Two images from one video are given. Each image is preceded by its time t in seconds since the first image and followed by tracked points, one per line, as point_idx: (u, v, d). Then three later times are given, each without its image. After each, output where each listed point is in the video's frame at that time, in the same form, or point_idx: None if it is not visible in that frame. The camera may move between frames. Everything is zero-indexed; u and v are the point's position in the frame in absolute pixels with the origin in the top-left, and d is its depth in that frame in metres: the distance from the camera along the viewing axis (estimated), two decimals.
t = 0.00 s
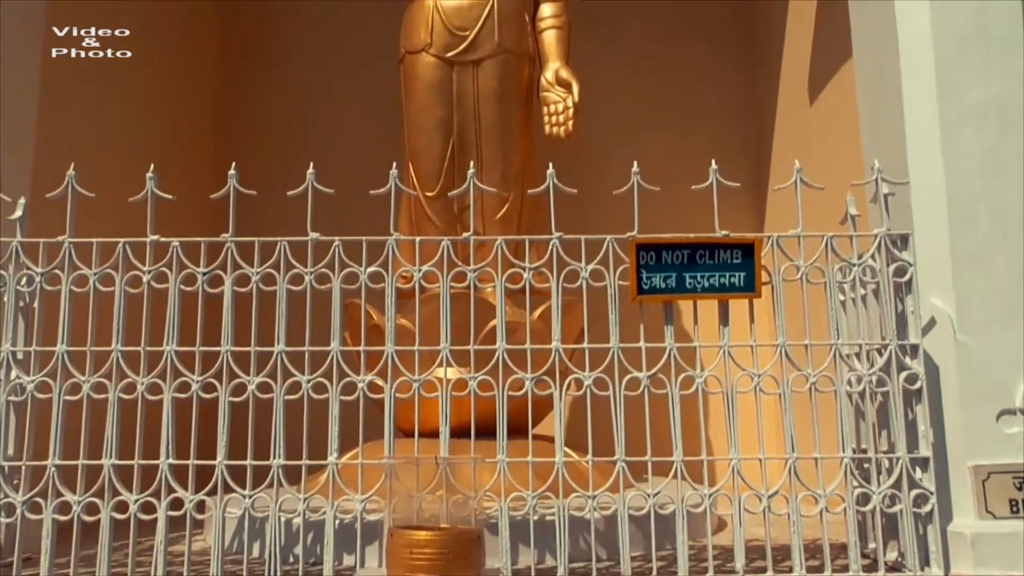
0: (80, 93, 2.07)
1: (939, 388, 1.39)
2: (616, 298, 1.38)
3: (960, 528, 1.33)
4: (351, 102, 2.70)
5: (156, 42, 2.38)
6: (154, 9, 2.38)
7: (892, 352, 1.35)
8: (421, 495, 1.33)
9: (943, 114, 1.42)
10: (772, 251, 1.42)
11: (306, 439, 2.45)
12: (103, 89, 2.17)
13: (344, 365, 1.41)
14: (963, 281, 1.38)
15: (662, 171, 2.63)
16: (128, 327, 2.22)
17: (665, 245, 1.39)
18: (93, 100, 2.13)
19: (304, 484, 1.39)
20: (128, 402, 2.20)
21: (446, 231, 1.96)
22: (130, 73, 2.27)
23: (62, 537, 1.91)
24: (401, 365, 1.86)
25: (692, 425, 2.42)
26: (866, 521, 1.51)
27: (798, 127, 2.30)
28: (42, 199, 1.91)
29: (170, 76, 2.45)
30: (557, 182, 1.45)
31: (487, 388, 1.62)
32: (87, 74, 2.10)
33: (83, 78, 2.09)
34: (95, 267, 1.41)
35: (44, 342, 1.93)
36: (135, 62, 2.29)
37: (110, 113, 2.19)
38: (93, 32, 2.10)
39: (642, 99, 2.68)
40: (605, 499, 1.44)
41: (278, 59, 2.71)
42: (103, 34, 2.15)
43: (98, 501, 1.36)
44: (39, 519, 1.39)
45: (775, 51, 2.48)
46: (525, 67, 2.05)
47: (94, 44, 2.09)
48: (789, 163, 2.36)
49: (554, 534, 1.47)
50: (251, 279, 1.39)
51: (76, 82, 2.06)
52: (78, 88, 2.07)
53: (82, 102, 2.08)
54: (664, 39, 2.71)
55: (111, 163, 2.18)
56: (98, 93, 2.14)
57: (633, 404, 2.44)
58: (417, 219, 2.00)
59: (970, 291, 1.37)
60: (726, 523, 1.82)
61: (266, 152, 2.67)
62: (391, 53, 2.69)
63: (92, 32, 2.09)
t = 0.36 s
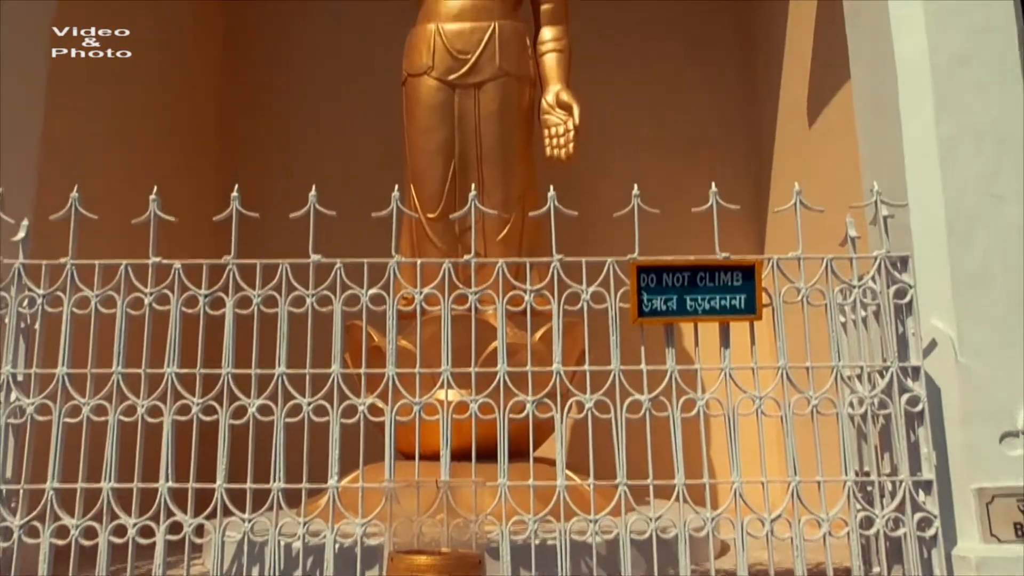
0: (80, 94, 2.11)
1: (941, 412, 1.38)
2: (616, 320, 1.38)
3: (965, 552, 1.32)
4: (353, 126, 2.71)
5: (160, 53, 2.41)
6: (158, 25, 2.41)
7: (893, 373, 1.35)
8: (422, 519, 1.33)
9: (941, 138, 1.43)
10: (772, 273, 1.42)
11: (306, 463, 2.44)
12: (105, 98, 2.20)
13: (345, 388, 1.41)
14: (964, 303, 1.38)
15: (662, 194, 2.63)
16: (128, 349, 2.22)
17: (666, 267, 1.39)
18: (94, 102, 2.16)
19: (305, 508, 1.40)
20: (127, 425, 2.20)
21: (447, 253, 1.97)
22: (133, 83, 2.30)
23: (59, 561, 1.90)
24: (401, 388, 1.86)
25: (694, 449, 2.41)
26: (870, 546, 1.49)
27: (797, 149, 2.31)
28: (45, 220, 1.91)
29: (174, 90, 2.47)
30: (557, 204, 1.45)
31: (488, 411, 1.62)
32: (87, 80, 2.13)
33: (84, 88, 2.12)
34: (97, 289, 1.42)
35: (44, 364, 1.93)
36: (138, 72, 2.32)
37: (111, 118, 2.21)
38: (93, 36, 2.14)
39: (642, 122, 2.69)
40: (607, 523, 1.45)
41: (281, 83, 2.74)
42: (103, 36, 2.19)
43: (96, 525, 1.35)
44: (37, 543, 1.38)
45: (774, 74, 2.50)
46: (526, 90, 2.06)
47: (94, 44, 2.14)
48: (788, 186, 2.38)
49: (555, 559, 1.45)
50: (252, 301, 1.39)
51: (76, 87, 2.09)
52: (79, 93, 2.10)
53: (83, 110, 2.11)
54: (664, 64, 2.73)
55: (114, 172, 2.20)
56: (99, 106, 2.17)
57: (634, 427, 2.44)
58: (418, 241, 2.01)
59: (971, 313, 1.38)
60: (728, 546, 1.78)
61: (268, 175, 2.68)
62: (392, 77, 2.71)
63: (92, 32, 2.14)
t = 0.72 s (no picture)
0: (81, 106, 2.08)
1: (944, 447, 1.37)
2: (616, 353, 1.38)
3: None
4: (354, 160, 2.73)
5: (163, 84, 2.42)
6: (166, 57, 2.43)
7: (894, 407, 1.34)
8: (422, 555, 1.34)
9: (937, 173, 1.44)
10: (771, 307, 1.43)
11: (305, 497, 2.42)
12: (111, 126, 2.19)
13: (344, 423, 1.41)
14: (964, 338, 1.38)
15: (662, 228, 2.64)
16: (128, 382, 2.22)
17: (666, 301, 1.39)
18: (99, 128, 2.15)
19: (302, 543, 1.40)
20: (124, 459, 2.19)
21: (448, 286, 1.97)
22: (139, 110, 2.31)
23: None
24: (401, 421, 1.85)
25: (695, 483, 2.40)
26: None
27: (795, 182, 2.33)
28: (48, 254, 1.92)
29: (176, 122, 2.48)
30: (557, 238, 1.46)
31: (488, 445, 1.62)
32: (97, 105, 2.14)
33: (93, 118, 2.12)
34: (97, 322, 1.42)
35: (43, 397, 1.93)
36: (144, 99, 2.33)
37: (113, 145, 2.20)
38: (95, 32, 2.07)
39: (641, 157, 2.71)
40: (609, 559, 1.42)
41: (284, 119, 2.77)
42: (105, 35, 2.12)
43: (91, 561, 1.34)
44: None
45: (771, 109, 2.53)
46: (527, 124, 2.08)
47: (94, 44, 2.05)
48: (786, 220, 2.39)
49: None
50: (254, 334, 1.39)
51: (87, 113, 2.09)
52: (88, 116, 2.10)
53: (91, 138, 2.11)
54: (663, 100, 2.76)
55: (113, 200, 2.19)
56: (107, 133, 2.17)
57: (635, 462, 2.42)
58: (418, 275, 2.01)
59: (971, 348, 1.38)
60: None
61: (270, 209, 2.70)
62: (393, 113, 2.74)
63: (91, 32, 2.03)
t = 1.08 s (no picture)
0: (84, 132, 2.09)
1: (945, 475, 1.37)
2: (616, 381, 1.38)
3: None
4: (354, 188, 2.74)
5: (164, 105, 2.43)
6: (168, 86, 2.45)
7: (895, 435, 1.34)
8: None
9: (935, 201, 1.45)
10: (771, 335, 1.42)
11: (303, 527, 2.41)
12: (113, 155, 2.20)
13: (343, 451, 1.40)
14: (963, 365, 1.37)
15: (662, 256, 2.65)
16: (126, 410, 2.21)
17: (665, 329, 1.40)
18: (99, 154, 2.15)
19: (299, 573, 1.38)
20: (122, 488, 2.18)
21: (448, 314, 1.97)
22: (142, 139, 2.32)
23: None
24: (401, 450, 1.84)
25: (696, 512, 2.38)
26: None
27: (794, 210, 2.34)
28: (48, 282, 1.92)
29: (176, 150, 2.49)
30: (557, 266, 1.46)
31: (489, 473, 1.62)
32: (99, 133, 2.15)
33: (94, 146, 2.13)
34: (97, 350, 1.41)
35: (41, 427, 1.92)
36: (145, 127, 2.34)
37: (113, 170, 2.20)
38: (97, 31, 2.08)
39: (640, 185, 2.72)
40: None
41: (284, 148, 2.78)
42: (105, 36, 2.13)
43: None
44: None
45: (769, 137, 2.54)
46: (527, 152, 2.09)
47: (93, 44, 2.00)
48: (785, 248, 2.40)
49: None
50: (253, 362, 1.39)
51: (89, 142, 2.11)
52: (90, 143, 2.11)
53: (92, 167, 2.12)
54: (661, 130, 2.78)
55: (114, 227, 2.19)
56: (109, 162, 2.18)
57: (635, 491, 2.41)
58: (418, 302, 2.01)
59: (971, 375, 1.37)
60: None
61: (271, 236, 2.70)
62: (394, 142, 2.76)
63: (91, 32, 1.98)
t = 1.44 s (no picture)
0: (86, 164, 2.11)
1: (946, 511, 1.36)
2: (616, 417, 1.38)
3: None
4: (354, 223, 2.75)
5: (165, 112, 2.47)
6: (169, 121, 2.48)
7: (895, 470, 1.35)
8: None
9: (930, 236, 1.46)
10: (770, 370, 1.42)
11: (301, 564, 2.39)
12: (115, 189, 2.22)
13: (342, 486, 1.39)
14: (962, 399, 1.37)
15: (661, 291, 2.65)
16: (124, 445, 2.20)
17: (664, 364, 1.40)
18: (100, 186, 2.16)
19: None
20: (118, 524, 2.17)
21: (447, 347, 1.97)
22: (143, 172, 2.34)
23: None
24: (399, 486, 1.84)
25: (697, 548, 2.37)
26: None
27: (791, 244, 2.35)
28: (47, 316, 1.92)
29: (178, 178, 2.51)
30: (556, 301, 1.46)
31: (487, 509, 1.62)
32: (102, 168, 2.17)
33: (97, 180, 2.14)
34: (95, 384, 1.41)
35: (37, 462, 1.92)
36: (147, 161, 2.36)
37: (115, 202, 2.22)
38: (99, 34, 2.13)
39: (638, 220, 2.74)
40: None
41: (285, 183, 2.80)
42: (105, 37, 2.18)
43: None
44: None
45: (766, 172, 2.56)
46: (526, 187, 2.11)
47: (94, 44, 1.94)
48: (782, 282, 2.40)
49: None
50: (252, 397, 1.38)
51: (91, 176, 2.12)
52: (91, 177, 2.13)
53: (92, 202, 2.13)
54: (658, 165, 2.80)
55: (114, 261, 2.21)
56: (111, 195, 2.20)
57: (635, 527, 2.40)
58: (417, 335, 2.01)
59: (970, 409, 1.36)
60: None
61: (269, 270, 2.70)
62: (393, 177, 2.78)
63: (92, 32, 1.92)
